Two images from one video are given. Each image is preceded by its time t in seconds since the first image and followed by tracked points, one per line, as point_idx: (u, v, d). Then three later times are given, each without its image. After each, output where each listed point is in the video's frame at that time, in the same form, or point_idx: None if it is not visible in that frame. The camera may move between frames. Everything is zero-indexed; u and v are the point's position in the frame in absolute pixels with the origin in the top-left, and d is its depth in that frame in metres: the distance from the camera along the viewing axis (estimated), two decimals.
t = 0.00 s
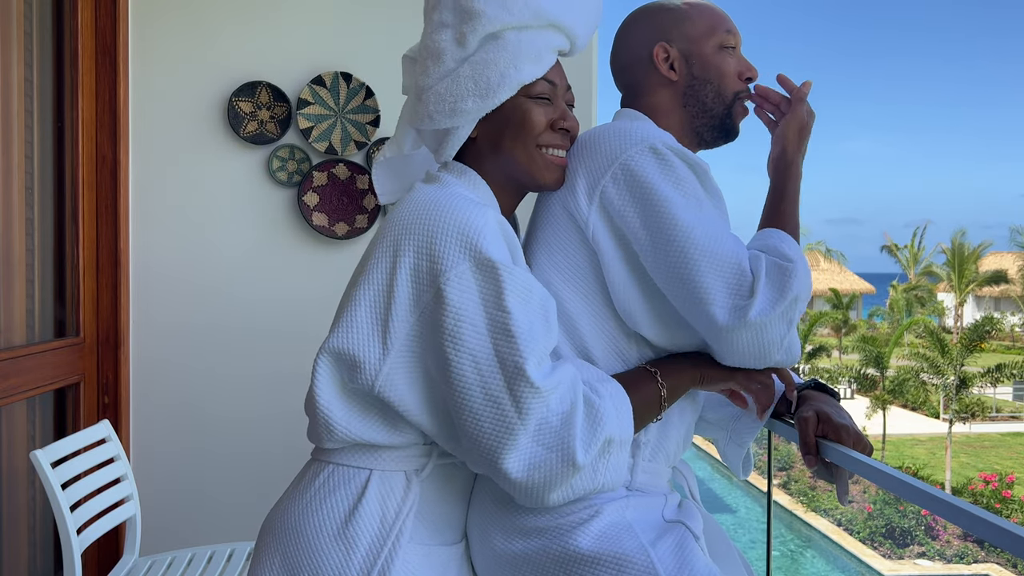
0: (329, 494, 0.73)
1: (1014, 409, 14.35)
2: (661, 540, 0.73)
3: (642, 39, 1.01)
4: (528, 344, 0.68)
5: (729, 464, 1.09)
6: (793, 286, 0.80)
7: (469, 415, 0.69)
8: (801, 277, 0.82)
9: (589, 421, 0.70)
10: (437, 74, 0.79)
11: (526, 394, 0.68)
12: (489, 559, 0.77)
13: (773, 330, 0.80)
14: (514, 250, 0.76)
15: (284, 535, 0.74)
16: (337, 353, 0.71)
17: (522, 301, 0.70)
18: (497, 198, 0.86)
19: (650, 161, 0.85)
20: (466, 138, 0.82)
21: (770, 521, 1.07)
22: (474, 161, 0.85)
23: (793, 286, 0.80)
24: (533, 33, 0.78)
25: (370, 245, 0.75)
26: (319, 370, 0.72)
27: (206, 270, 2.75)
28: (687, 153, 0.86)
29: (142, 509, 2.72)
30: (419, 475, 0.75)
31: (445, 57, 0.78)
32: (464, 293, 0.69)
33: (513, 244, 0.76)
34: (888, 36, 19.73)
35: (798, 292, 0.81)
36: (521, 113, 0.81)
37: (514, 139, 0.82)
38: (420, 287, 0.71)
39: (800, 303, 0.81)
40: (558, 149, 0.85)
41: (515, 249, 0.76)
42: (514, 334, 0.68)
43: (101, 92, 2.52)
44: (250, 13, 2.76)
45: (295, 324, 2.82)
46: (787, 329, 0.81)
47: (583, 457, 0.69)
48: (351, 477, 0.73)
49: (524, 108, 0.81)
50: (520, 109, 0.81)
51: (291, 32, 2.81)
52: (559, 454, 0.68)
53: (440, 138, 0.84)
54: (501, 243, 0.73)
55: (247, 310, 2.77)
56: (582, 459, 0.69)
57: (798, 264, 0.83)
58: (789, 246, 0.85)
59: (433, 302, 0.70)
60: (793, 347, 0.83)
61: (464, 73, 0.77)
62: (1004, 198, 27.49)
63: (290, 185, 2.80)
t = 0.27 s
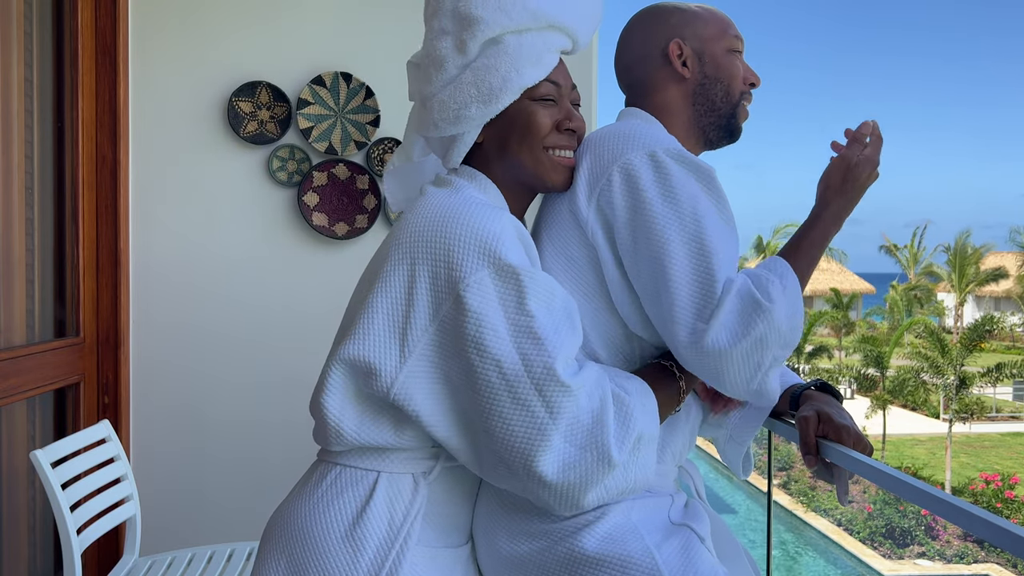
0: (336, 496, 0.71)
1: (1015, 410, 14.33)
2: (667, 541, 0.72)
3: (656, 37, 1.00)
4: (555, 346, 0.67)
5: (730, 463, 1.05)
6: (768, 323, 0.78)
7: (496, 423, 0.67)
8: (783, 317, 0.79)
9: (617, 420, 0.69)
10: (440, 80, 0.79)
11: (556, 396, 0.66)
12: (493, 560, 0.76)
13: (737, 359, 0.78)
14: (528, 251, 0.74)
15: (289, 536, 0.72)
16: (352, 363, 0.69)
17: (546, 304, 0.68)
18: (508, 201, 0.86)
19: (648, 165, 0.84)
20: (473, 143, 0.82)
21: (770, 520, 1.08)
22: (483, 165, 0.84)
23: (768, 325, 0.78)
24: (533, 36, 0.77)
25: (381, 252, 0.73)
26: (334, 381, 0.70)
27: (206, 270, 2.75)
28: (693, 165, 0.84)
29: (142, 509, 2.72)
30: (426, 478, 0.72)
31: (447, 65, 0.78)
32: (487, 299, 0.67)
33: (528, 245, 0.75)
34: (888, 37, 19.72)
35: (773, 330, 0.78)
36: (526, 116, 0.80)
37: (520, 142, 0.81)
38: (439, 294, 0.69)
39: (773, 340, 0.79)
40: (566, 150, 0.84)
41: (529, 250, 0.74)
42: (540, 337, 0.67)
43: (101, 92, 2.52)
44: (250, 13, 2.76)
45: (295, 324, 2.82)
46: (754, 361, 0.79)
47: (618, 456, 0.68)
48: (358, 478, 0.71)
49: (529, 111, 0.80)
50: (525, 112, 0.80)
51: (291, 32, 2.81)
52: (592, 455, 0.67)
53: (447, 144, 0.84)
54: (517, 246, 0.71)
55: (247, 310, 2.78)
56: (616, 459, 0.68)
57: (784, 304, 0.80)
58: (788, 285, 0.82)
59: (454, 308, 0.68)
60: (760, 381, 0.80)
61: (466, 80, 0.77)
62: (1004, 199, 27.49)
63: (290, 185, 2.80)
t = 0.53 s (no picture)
0: (341, 496, 0.70)
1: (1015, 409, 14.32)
2: (671, 544, 0.67)
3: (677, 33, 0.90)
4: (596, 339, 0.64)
5: (728, 464, 1.02)
6: (696, 369, 0.59)
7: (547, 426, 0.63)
8: (724, 375, 0.60)
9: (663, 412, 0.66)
10: (450, 80, 0.73)
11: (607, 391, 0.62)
12: (495, 561, 0.72)
13: (650, 394, 0.61)
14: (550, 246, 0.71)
15: (294, 536, 0.71)
16: (384, 376, 0.65)
17: (582, 297, 0.65)
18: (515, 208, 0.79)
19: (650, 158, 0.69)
20: (479, 145, 0.76)
21: (770, 521, 1.08)
22: (489, 169, 0.77)
23: (698, 370, 0.59)
24: (543, 42, 0.71)
25: (403, 261, 0.70)
26: (365, 392, 0.67)
27: (206, 270, 2.74)
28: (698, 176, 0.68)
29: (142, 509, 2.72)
30: (432, 478, 0.72)
31: (455, 65, 0.72)
32: (524, 298, 0.64)
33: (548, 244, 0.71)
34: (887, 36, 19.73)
35: (703, 383, 0.59)
36: (533, 122, 0.73)
37: (524, 148, 0.74)
38: (472, 298, 0.65)
39: (705, 393, 0.60)
40: (574, 158, 0.75)
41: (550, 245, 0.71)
42: (581, 333, 0.63)
43: (101, 92, 2.52)
44: (250, 13, 2.76)
45: (295, 323, 2.82)
46: (673, 408, 0.60)
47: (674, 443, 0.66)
48: (363, 479, 0.71)
49: (536, 117, 0.73)
50: (532, 118, 0.73)
51: (291, 32, 2.81)
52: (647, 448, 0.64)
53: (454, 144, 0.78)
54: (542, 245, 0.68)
55: (246, 310, 2.77)
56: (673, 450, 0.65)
57: (735, 363, 0.60)
58: (748, 345, 0.61)
59: (489, 312, 0.65)
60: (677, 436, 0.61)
61: (474, 83, 0.71)
62: (1004, 198, 27.47)
63: (290, 185, 2.80)
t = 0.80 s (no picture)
0: (343, 497, 0.70)
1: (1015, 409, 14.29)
2: (672, 548, 0.67)
3: (708, 38, 0.88)
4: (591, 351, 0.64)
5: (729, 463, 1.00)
6: (687, 385, 0.57)
7: (536, 438, 0.63)
8: (716, 403, 0.58)
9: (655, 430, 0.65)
10: (460, 82, 0.74)
11: (598, 405, 0.62)
12: (496, 565, 0.72)
13: (634, 399, 0.58)
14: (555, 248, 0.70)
15: (296, 536, 0.71)
16: (384, 374, 0.66)
17: (584, 309, 0.65)
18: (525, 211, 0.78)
19: (673, 165, 0.68)
20: (489, 148, 0.76)
21: (769, 520, 1.08)
22: (497, 170, 0.78)
23: (689, 387, 0.57)
24: (552, 43, 0.71)
25: (409, 260, 0.70)
26: (364, 389, 0.68)
27: (206, 270, 2.74)
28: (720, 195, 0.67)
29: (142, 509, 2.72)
30: (434, 480, 0.72)
31: (465, 67, 0.73)
32: (526, 306, 0.64)
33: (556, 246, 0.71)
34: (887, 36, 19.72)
35: (692, 403, 0.57)
36: (543, 123, 0.73)
37: (534, 150, 0.74)
38: (474, 303, 0.65)
39: (690, 413, 0.57)
40: (585, 160, 0.75)
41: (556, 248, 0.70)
42: (580, 345, 0.63)
43: (101, 92, 2.52)
44: (250, 14, 2.76)
45: (294, 324, 2.82)
46: (655, 420, 0.58)
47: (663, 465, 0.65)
48: (366, 480, 0.71)
49: (546, 117, 0.73)
50: (541, 119, 0.73)
51: (291, 32, 2.81)
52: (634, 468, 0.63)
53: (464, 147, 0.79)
54: (550, 254, 0.68)
55: (246, 310, 2.77)
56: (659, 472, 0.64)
57: (729, 393, 0.58)
58: (750, 385, 0.59)
59: (490, 318, 0.65)
60: (647, 450, 0.59)
61: (483, 84, 0.72)
62: (1004, 198, 27.46)
63: (290, 185, 2.80)
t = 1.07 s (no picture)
0: (344, 498, 0.71)
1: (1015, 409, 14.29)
2: (675, 553, 0.66)
3: (726, 37, 0.88)
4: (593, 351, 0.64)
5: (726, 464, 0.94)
6: (700, 399, 0.56)
7: (538, 442, 0.63)
8: (730, 418, 0.56)
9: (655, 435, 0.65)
10: (463, 85, 0.75)
11: (599, 410, 0.62)
12: (499, 569, 0.72)
13: (647, 413, 0.58)
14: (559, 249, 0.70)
15: (296, 537, 0.72)
16: (385, 375, 0.66)
17: (586, 311, 0.65)
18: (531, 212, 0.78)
19: (678, 167, 0.68)
20: (493, 152, 0.77)
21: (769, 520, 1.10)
22: (501, 171, 0.78)
23: (703, 403, 0.56)
24: (554, 45, 0.71)
25: (412, 262, 0.70)
26: (365, 390, 0.68)
27: (206, 271, 2.74)
28: (727, 198, 0.67)
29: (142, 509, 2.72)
30: (435, 482, 0.71)
31: (467, 70, 0.74)
32: (529, 309, 0.63)
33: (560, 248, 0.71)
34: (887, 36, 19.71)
35: (705, 418, 0.56)
36: (546, 125, 0.73)
37: (538, 152, 0.74)
38: (476, 306, 0.65)
39: (704, 429, 0.57)
40: (590, 162, 0.75)
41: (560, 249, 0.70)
42: (582, 349, 0.63)
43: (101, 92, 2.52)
44: (250, 14, 2.76)
45: (295, 324, 2.82)
46: (667, 434, 0.58)
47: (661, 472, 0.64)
48: (367, 482, 0.71)
49: (549, 119, 0.73)
50: (545, 121, 0.72)
51: (291, 32, 2.81)
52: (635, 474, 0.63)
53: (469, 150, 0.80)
54: (553, 256, 0.68)
55: (246, 311, 2.78)
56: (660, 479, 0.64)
57: (744, 408, 0.56)
58: (767, 400, 0.57)
59: (492, 320, 0.65)
60: (660, 463, 0.59)
61: (485, 87, 0.73)
62: (1004, 198, 27.46)
63: (290, 185, 2.80)
